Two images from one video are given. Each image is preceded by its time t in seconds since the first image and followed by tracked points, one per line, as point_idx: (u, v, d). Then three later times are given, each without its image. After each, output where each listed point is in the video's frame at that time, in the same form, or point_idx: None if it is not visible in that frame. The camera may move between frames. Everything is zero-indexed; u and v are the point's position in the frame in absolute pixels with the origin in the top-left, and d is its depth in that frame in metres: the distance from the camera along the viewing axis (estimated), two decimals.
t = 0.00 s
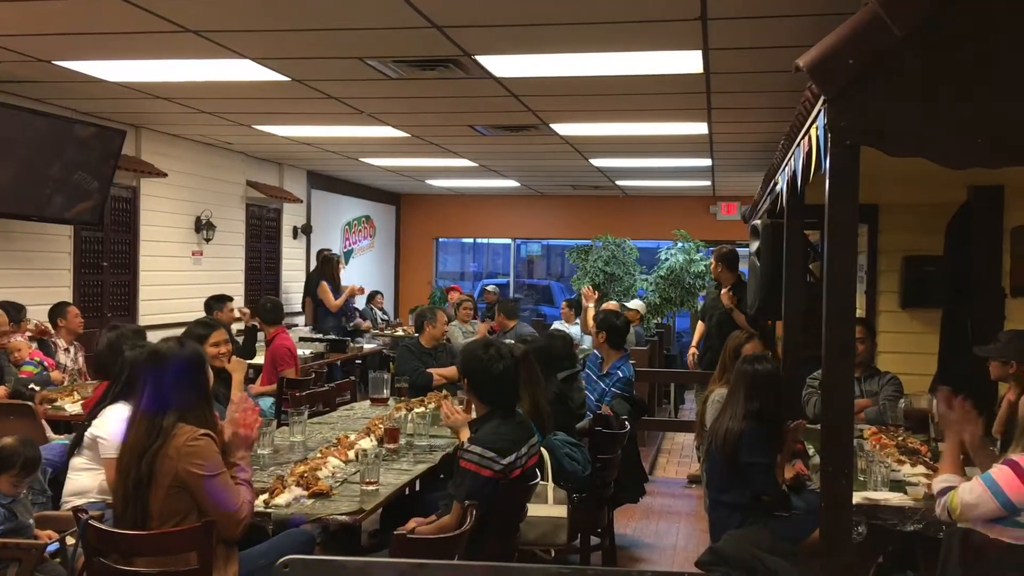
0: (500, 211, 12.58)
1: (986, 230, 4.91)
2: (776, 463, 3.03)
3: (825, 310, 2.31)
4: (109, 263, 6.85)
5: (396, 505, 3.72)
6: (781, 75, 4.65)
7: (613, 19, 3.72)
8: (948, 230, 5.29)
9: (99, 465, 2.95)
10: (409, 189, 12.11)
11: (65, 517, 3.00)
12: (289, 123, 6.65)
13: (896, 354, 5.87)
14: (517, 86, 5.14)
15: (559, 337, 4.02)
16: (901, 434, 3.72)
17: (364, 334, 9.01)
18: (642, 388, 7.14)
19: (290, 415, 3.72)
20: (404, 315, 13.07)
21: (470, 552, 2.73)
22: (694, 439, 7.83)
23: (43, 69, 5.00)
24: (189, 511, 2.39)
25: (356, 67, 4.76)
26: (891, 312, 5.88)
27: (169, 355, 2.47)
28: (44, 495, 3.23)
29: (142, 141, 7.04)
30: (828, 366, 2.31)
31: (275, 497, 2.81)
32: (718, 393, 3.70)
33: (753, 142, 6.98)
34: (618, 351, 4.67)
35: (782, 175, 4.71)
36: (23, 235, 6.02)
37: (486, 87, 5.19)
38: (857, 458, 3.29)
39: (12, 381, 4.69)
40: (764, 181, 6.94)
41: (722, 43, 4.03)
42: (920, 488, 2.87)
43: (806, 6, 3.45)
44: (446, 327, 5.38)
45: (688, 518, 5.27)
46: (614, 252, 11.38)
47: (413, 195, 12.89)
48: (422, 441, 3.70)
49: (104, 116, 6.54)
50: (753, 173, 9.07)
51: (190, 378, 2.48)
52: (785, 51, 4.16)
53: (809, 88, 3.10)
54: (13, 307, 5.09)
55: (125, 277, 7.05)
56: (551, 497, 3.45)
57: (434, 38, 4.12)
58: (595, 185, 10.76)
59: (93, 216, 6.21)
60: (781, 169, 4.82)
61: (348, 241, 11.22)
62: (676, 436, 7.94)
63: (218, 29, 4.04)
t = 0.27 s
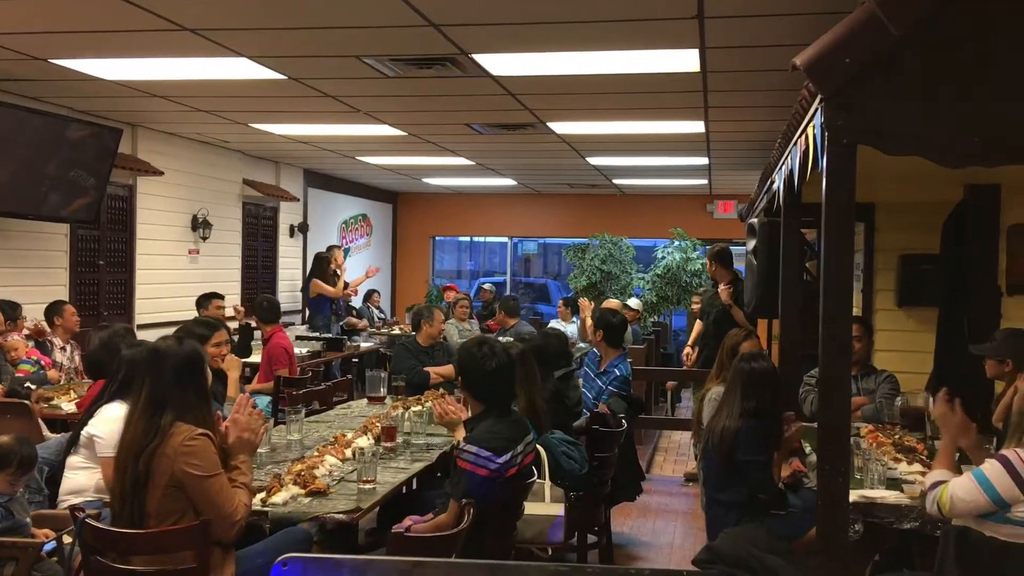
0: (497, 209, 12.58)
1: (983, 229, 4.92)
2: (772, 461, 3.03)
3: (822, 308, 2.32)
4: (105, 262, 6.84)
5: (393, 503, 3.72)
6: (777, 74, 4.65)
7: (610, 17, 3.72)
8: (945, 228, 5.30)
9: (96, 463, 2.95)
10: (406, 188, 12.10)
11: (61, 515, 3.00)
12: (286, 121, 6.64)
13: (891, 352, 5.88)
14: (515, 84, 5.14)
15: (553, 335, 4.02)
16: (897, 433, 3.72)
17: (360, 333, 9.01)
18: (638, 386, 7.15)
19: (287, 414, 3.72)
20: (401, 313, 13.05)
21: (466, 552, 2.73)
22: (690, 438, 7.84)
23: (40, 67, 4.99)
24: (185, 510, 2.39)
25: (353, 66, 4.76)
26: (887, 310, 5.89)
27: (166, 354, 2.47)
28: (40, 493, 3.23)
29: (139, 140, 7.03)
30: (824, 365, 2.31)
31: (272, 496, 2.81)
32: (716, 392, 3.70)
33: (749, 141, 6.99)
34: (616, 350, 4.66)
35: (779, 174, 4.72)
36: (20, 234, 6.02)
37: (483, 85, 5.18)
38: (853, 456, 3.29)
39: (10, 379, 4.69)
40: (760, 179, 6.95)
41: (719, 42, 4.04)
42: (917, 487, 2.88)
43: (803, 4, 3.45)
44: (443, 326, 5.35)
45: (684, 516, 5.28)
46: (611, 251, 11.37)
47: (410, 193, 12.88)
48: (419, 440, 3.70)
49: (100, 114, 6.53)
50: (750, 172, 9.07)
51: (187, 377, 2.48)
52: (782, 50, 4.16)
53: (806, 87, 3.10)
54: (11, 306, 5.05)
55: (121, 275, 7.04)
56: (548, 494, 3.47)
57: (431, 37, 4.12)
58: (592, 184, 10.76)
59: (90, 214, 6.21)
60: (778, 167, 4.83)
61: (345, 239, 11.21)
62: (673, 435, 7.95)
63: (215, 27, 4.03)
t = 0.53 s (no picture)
0: (496, 209, 12.58)
1: (981, 228, 4.93)
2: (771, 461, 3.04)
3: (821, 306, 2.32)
4: (104, 261, 6.84)
5: (392, 502, 3.72)
6: (775, 73, 4.66)
7: (609, 17, 3.72)
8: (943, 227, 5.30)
9: (96, 461, 2.95)
10: (405, 187, 12.09)
11: (60, 514, 2.99)
12: (285, 120, 6.64)
13: (889, 351, 5.89)
14: (514, 83, 5.14)
15: (550, 334, 4.02)
16: (896, 432, 3.73)
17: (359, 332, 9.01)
18: (637, 385, 7.16)
19: (287, 412, 3.72)
20: (400, 312, 13.05)
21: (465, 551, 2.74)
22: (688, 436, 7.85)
23: (40, 66, 4.98)
24: (183, 511, 2.39)
25: (352, 65, 4.76)
26: (886, 309, 5.89)
27: (167, 354, 2.46)
28: (40, 492, 3.23)
29: (137, 139, 7.03)
30: (823, 364, 2.31)
31: (271, 495, 2.81)
32: (714, 391, 3.70)
33: (747, 140, 6.99)
34: (615, 349, 4.66)
35: (778, 173, 4.72)
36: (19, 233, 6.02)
37: (482, 84, 5.18)
38: (852, 455, 3.30)
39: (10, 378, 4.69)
40: (759, 178, 6.96)
41: (718, 41, 4.04)
42: (915, 485, 2.88)
43: (801, 4, 3.45)
44: (442, 325, 5.34)
45: (682, 515, 5.28)
46: (610, 250, 11.37)
47: (409, 192, 12.88)
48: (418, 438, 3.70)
49: (99, 113, 6.53)
50: (749, 171, 9.07)
51: (187, 378, 2.48)
52: (781, 49, 4.17)
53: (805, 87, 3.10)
54: (12, 308, 5.01)
55: (120, 274, 7.03)
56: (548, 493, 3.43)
57: (431, 36, 4.12)
58: (591, 183, 10.77)
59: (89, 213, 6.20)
60: (777, 166, 4.83)
61: (344, 238, 11.21)
62: (672, 434, 7.95)
63: (215, 26, 4.03)
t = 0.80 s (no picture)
0: (497, 208, 12.58)
1: (983, 227, 4.93)
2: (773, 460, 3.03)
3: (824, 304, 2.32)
4: (105, 259, 6.84)
5: (394, 500, 3.72)
6: (777, 72, 4.66)
7: (611, 15, 3.72)
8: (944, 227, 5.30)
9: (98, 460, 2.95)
10: (406, 186, 12.09)
11: (63, 513, 3.00)
12: (286, 119, 6.64)
13: (891, 350, 5.89)
14: (515, 82, 5.13)
15: (551, 333, 4.02)
16: (898, 431, 3.72)
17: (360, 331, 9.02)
18: (638, 384, 7.15)
19: (289, 411, 3.72)
20: (401, 311, 13.05)
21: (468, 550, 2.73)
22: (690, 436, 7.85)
23: (42, 65, 4.98)
24: (179, 514, 2.38)
25: (353, 64, 4.76)
26: (888, 308, 5.89)
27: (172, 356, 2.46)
28: (42, 490, 3.23)
29: (139, 138, 7.03)
30: (825, 364, 2.31)
31: (273, 494, 2.81)
32: (716, 389, 3.70)
33: (748, 139, 6.99)
34: (618, 348, 4.66)
35: (779, 171, 4.72)
36: (21, 232, 6.02)
37: (484, 83, 5.17)
38: (854, 454, 3.29)
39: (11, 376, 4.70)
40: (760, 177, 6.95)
41: (719, 40, 4.04)
42: (917, 485, 2.88)
43: (803, 2, 3.45)
44: (443, 324, 5.33)
45: (684, 514, 5.28)
46: (611, 249, 11.38)
47: (410, 191, 12.87)
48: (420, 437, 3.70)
49: (100, 112, 6.53)
50: (750, 170, 9.07)
51: (192, 381, 2.48)
52: (783, 48, 4.16)
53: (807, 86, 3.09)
54: (11, 305, 5.05)
55: (121, 273, 7.03)
56: (549, 493, 3.50)
57: (433, 35, 4.12)
58: (592, 182, 10.77)
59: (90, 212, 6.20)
60: (778, 165, 4.83)
61: (345, 237, 11.21)
62: (673, 433, 7.95)
63: (217, 24, 4.03)
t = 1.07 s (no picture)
0: (500, 207, 12.58)
1: (987, 226, 4.92)
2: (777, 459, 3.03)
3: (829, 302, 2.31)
4: (110, 258, 6.85)
5: (398, 498, 3.72)
6: (781, 71, 4.65)
7: (615, 14, 3.72)
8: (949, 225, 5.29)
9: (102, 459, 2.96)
10: (409, 185, 12.09)
11: (68, 511, 3.00)
12: (290, 118, 6.65)
13: (895, 349, 5.89)
14: (519, 81, 5.13)
15: (553, 332, 4.02)
16: (902, 429, 3.72)
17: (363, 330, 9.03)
18: (642, 383, 7.15)
19: (293, 410, 3.72)
20: (404, 310, 13.06)
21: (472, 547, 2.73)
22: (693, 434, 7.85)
23: (47, 63, 4.99)
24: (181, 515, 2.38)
25: (358, 63, 4.77)
26: (892, 307, 5.89)
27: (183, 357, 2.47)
28: (47, 489, 3.24)
29: (143, 137, 7.03)
30: (831, 363, 2.30)
31: (278, 492, 2.81)
32: (720, 388, 3.69)
33: (752, 138, 6.99)
34: (622, 347, 4.66)
35: (783, 170, 4.72)
36: (26, 230, 6.03)
37: (488, 81, 5.17)
38: (859, 453, 3.29)
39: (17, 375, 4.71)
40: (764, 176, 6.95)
41: (724, 39, 4.04)
42: (922, 484, 2.87)
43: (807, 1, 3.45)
44: (447, 323, 5.32)
45: (688, 513, 5.28)
46: (614, 248, 11.39)
47: (413, 190, 12.88)
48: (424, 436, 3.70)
49: (105, 111, 6.54)
50: (754, 169, 9.07)
51: (201, 385, 2.48)
52: (787, 46, 4.16)
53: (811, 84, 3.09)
54: (15, 302, 5.07)
55: (125, 272, 7.04)
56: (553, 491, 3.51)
57: (437, 34, 4.12)
58: (595, 181, 10.77)
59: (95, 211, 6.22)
60: (782, 164, 4.83)
61: (348, 236, 11.22)
62: (676, 431, 7.96)
63: (221, 24, 4.03)
